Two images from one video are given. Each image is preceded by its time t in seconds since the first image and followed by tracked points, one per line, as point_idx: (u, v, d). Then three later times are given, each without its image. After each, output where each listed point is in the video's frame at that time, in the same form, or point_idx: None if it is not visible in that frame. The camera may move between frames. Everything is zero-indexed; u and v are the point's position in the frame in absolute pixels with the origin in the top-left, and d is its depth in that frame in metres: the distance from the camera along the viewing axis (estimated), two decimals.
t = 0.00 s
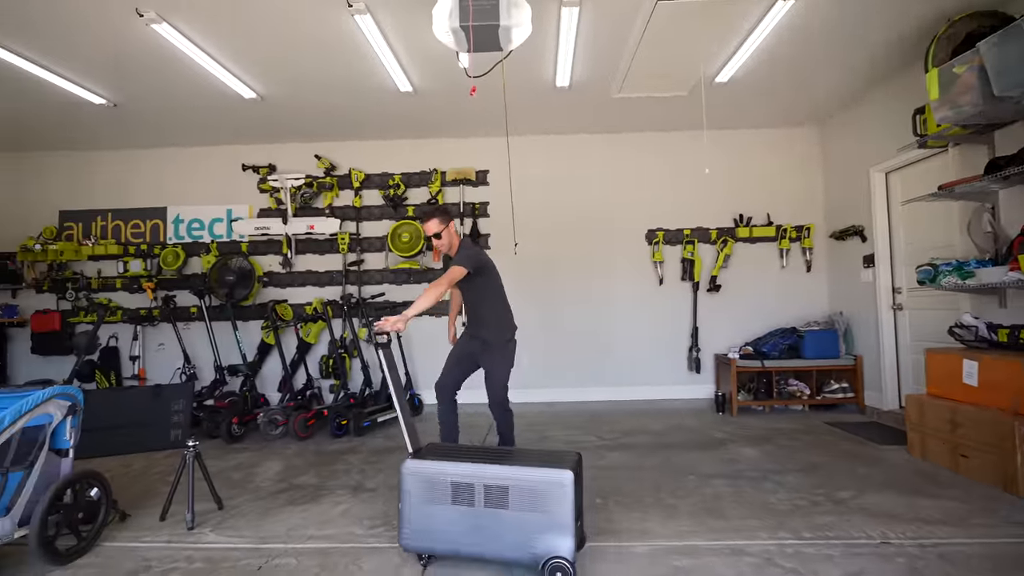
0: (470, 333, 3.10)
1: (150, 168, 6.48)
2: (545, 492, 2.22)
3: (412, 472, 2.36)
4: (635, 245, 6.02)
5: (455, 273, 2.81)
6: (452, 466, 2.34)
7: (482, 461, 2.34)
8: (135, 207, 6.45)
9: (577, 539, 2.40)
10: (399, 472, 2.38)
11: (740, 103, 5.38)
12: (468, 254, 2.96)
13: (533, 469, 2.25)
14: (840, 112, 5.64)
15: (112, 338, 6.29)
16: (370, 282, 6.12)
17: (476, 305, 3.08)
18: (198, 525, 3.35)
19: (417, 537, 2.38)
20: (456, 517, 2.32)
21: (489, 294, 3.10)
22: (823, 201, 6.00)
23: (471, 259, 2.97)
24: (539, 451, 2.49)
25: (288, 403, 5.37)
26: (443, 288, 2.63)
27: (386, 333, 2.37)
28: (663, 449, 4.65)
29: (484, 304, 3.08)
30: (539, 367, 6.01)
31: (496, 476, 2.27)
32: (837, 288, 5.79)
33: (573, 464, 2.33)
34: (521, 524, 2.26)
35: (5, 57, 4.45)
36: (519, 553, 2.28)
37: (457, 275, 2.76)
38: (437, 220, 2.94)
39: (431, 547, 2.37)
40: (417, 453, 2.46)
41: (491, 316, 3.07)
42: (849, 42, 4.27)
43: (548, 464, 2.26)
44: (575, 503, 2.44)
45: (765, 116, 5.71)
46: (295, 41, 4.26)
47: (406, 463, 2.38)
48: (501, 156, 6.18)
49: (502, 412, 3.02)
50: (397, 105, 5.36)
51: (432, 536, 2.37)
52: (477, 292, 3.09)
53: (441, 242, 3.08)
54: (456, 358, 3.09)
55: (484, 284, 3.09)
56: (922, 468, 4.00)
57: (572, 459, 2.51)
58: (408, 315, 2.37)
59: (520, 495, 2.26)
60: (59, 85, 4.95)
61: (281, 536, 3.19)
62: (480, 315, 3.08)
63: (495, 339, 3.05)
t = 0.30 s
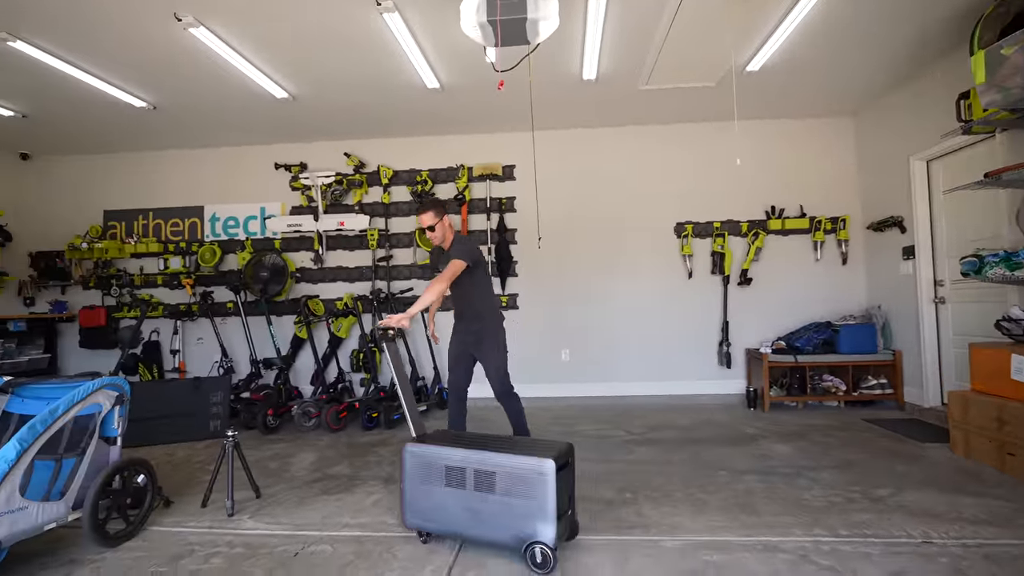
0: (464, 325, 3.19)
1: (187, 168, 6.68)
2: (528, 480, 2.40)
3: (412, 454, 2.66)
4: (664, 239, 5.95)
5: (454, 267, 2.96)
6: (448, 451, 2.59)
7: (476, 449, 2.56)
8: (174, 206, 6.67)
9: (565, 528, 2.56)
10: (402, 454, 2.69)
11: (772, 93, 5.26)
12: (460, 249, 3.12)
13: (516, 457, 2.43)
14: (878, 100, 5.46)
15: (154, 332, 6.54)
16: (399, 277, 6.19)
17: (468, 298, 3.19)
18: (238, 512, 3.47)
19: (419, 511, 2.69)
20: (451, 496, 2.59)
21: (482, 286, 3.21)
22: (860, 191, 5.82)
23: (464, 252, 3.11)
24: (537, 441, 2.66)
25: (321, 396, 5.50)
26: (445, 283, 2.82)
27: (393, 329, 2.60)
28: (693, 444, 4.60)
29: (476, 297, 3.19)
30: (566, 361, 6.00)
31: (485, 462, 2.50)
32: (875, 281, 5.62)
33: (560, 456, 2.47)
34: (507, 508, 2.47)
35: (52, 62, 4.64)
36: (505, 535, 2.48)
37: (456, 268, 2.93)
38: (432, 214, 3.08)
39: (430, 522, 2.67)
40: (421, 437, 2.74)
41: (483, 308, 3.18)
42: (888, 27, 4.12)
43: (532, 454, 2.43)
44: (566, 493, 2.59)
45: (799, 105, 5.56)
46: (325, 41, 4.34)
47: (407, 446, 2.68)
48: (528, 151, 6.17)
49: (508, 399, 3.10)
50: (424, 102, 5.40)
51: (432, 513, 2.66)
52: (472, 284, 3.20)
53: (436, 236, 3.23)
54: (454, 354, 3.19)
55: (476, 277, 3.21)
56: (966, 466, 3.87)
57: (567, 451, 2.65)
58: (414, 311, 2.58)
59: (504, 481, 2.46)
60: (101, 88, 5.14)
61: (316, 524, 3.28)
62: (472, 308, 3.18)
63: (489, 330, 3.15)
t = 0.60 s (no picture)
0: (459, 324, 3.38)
1: (213, 168, 6.81)
2: (510, 468, 2.64)
3: (410, 442, 2.95)
4: (686, 233, 5.89)
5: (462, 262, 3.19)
6: (442, 439, 2.86)
7: (467, 437, 2.81)
8: (200, 206, 6.81)
9: (549, 514, 2.78)
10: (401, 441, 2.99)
11: (796, 82, 5.15)
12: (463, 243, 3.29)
13: (499, 446, 2.66)
14: (908, 87, 5.31)
15: (183, 329, 6.69)
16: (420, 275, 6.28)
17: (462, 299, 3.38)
18: (266, 504, 3.55)
19: (417, 493, 2.98)
20: (444, 479, 2.87)
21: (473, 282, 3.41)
22: (889, 182, 5.68)
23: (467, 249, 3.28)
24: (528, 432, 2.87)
25: (345, 391, 5.58)
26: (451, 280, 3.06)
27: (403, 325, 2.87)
28: (717, 440, 4.56)
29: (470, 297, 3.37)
30: (586, 356, 5.99)
31: (473, 449, 2.76)
32: (905, 274, 5.48)
33: (543, 445, 2.68)
34: (493, 492, 2.71)
35: (83, 67, 4.77)
36: (491, 517, 2.73)
37: (463, 265, 3.15)
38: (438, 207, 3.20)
39: (426, 504, 2.96)
40: (421, 425, 3.03)
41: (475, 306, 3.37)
42: (919, 12, 4.00)
43: (515, 442, 2.66)
44: (551, 481, 2.80)
45: (824, 94, 5.44)
46: (346, 40, 4.38)
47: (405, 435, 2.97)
48: (548, 146, 6.15)
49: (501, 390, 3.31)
50: (444, 99, 5.42)
51: (428, 495, 2.94)
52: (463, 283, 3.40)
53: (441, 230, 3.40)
54: (453, 350, 3.39)
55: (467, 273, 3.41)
56: (1001, 464, 3.76)
57: (554, 442, 2.86)
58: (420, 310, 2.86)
59: (490, 468, 2.71)
60: (130, 91, 5.26)
61: (342, 517, 3.34)
62: (464, 308, 3.37)
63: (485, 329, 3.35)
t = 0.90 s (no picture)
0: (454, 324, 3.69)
1: (232, 169, 6.92)
2: (495, 460, 2.83)
3: (407, 435, 3.20)
4: (704, 230, 5.83)
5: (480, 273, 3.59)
6: (435, 432, 3.10)
7: (457, 430, 3.04)
8: (220, 207, 6.91)
9: (533, 505, 2.94)
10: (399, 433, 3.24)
11: (816, 76, 5.07)
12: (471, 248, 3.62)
13: (485, 440, 2.87)
14: (932, 80, 5.19)
15: (205, 329, 6.81)
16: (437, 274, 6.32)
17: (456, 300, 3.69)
18: (287, 501, 3.60)
19: (414, 483, 3.22)
20: (437, 470, 3.10)
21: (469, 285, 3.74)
22: (912, 176, 5.57)
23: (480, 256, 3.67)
24: (516, 427, 3.04)
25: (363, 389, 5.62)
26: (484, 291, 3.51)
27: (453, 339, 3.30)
28: (736, 438, 4.52)
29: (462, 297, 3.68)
30: (602, 355, 5.97)
31: (463, 443, 2.97)
32: (929, 270, 5.36)
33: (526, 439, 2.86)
34: (480, 482, 2.91)
35: (107, 72, 4.87)
36: (478, 505, 2.93)
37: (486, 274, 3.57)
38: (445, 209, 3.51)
39: (423, 493, 3.19)
40: (417, 420, 3.28)
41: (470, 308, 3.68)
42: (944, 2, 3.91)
43: (499, 435, 2.86)
44: (536, 473, 2.96)
45: (845, 87, 5.34)
46: (363, 40, 4.42)
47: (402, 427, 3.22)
48: (563, 144, 6.13)
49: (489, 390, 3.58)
50: (459, 98, 5.43)
51: (424, 486, 3.18)
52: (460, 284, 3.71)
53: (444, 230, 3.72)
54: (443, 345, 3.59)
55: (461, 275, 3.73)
56: None
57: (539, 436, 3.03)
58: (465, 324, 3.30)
59: (477, 460, 2.92)
60: (151, 95, 5.36)
61: (362, 513, 3.38)
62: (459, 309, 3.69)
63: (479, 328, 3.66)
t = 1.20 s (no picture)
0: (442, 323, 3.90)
1: (246, 171, 6.99)
2: (474, 453, 2.99)
3: (394, 429, 3.38)
4: (716, 228, 5.79)
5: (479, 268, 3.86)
6: (419, 426, 3.27)
7: (439, 424, 3.20)
8: (234, 208, 6.99)
9: (510, 497, 3.09)
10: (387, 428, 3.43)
11: (831, 71, 5.01)
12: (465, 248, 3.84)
13: (464, 434, 3.03)
14: (949, 74, 5.11)
15: (219, 329, 6.89)
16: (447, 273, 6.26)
17: (444, 300, 3.90)
18: (302, 499, 3.64)
19: (400, 476, 3.40)
20: (421, 462, 3.27)
21: (458, 286, 3.92)
22: (930, 172, 5.47)
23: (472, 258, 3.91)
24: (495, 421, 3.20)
25: (376, 389, 5.65)
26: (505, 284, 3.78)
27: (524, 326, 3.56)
28: (750, 438, 4.48)
29: (450, 298, 3.89)
30: (613, 354, 5.94)
31: (445, 437, 3.13)
32: (948, 267, 5.27)
33: (503, 433, 3.01)
34: (460, 474, 3.08)
35: (123, 76, 4.94)
36: (457, 496, 3.10)
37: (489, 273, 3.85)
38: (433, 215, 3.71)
39: (408, 485, 3.36)
40: (404, 415, 3.45)
41: (458, 308, 3.90)
42: None
43: (477, 429, 3.02)
44: (514, 466, 3.12)
45: (860, 83, 5.27)
46: (373, 42, 4.44)
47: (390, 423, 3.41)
48: (574, 142, 6.12)
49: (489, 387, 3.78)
50: (470, 98, 5.44)
51: (409, 477, 3.35)
52: (449, 284, 3.88)
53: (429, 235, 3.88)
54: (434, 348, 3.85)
55: (449, 276, 3.90)
56: None
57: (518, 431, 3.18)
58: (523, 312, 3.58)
59: (457, 453, 3.08)
60: (166, 98, 5.43)
61: (375, 512, 3.40)
62: (448, 308, 3.89)
63: (466, 326, 3.88)
